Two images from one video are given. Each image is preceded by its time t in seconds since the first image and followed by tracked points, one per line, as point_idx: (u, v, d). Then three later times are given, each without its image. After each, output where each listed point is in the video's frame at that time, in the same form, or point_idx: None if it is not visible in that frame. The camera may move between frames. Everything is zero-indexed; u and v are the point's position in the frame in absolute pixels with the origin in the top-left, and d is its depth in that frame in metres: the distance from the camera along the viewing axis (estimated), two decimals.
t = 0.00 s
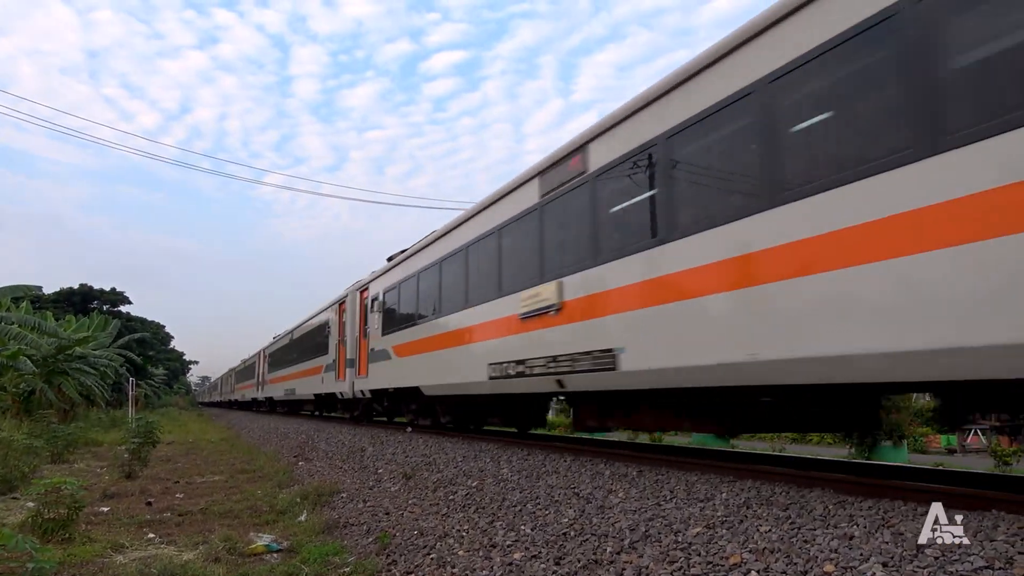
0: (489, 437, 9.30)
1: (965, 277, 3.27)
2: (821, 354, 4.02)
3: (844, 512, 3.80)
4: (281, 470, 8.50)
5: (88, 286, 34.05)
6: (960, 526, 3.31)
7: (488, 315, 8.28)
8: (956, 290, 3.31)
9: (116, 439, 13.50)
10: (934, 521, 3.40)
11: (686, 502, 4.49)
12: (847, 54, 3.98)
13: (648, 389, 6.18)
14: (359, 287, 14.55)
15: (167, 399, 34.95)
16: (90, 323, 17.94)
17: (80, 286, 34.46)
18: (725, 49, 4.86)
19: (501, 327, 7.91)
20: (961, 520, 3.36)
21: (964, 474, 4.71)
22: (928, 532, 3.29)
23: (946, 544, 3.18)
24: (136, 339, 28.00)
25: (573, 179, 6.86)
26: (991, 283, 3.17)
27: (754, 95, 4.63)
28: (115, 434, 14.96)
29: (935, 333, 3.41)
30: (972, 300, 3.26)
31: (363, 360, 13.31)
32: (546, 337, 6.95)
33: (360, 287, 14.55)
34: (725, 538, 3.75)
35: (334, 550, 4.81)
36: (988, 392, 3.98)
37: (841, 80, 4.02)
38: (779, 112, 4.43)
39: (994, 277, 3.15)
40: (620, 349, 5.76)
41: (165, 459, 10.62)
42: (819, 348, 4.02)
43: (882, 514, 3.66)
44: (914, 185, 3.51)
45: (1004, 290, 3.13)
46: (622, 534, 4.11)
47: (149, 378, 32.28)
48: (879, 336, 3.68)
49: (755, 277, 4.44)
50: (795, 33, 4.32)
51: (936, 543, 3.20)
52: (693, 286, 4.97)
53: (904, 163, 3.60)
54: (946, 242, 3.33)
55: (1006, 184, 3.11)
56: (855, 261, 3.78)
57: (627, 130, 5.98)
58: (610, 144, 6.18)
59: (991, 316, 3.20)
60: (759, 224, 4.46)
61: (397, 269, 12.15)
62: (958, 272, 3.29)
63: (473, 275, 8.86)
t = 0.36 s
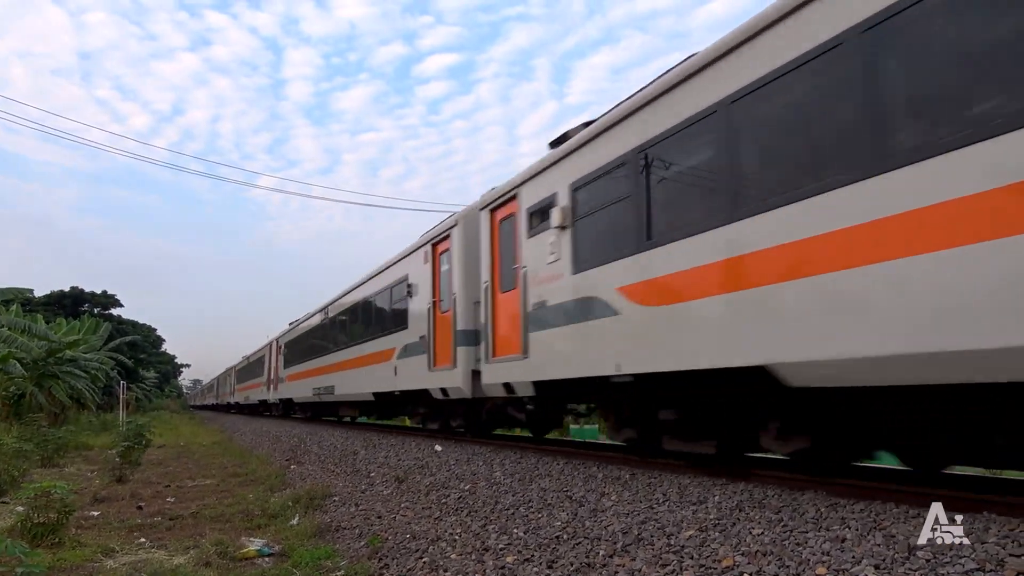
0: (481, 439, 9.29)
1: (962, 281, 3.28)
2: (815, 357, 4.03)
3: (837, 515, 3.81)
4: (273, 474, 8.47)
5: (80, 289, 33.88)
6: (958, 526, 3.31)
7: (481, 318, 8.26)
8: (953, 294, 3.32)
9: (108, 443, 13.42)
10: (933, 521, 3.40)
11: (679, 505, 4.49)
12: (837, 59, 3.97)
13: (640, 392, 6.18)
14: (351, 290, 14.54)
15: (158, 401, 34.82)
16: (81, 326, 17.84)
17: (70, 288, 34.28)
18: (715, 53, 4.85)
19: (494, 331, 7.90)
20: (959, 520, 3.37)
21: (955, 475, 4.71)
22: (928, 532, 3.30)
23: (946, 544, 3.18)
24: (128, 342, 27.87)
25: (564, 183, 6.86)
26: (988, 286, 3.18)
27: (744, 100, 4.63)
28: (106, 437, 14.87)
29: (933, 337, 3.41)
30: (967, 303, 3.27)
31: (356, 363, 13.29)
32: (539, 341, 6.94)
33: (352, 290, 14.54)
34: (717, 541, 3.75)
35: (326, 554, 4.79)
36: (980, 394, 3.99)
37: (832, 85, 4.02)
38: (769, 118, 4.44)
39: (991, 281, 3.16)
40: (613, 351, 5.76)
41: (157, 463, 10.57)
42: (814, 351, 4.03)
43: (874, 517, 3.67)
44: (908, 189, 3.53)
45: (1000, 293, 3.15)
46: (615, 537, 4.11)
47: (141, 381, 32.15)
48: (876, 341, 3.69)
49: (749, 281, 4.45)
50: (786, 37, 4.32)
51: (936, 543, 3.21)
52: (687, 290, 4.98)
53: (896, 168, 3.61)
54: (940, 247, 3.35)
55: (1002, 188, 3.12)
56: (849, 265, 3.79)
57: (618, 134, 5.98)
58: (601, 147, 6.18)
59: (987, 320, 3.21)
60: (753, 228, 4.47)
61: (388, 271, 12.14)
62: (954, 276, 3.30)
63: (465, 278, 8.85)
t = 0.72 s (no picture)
0: (478, 441, 9.29)
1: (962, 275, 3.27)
2: (809, 355, 4.04)
3: (833, 515, 3.81)
4: (270, 476, 8.46)
5: (76, 292, 33.82)
6: (958, 526, 3.31)
7: (479, 319, 8.26)
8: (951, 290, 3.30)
9: (105, 445, 13.39)
10: (934, 521, 3.41)
11: (677, 506, 4.49)
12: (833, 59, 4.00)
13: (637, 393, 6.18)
14: (349, 291, 14.54)
15: (155, 404, 34.76)
16: (78, 328, 17.80)
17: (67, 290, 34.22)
18: (711, 52, 4.87)
19: (492, 331, 7.90)
20: (958, 521, 3.37)
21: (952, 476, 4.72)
22: (928, 532, 3.30)
23: (946, 544, 3.18)
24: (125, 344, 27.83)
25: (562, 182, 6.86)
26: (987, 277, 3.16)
27: (740, 99, 4.63)
28: (103, 440, 14.83)
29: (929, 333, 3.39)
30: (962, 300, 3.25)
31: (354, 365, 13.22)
32: (536, 341, 6.93)
33: (350, 292, 14.54)
34: (714, 542, 3.75)
35: (323, 555, 4.78)
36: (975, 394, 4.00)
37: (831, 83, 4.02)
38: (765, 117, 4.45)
39: (991, 274, 3.14)
40: (611, 351, 5.75)
41: (153, 465, 10.55)
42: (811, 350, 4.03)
43: (870, 517, 3.67)
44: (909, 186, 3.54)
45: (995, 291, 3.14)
46: (612, 538, 4.11)
47: (138, 384, 32.11)
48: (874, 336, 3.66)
49: (747, 280, 4.44)
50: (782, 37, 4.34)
51: (937, 543, 3.21)
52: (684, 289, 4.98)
53: (892, 167, 3.62)
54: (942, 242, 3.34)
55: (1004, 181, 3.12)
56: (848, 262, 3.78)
57: (616, 134, 5.98)
58: (599, 147, 6.18)
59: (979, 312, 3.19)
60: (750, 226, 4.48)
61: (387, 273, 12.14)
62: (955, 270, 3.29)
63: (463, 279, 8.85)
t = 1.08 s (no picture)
0: (476, 441, 9.29)
1: (958, 278, 3.28)
2: (808, 354, 4.05)
3: (831, 515, 3.82)
4: (268, 477, 8.45)
5: (74, 293, 33.76)
6: (958, 526, 3.31)
7: (477, 319, 8.26)
8: (951, 292, 3.31)
9: (102, 447, 13.38)
10: (934, 521, 3.40)
11: (675, 506, 4.50)
12: (831, 57, 4.01)
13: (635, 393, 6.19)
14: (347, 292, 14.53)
15: (153, 405, 34.72)
16: (75, 329, 17.77)
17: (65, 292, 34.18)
18: (709, 52, 4.87)
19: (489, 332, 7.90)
20: (957, 520, 3.36)
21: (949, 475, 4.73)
22: (929, 532, 3.29)
23: (947, 544, 3.18)
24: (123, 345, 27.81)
25: (559, 182, 6.86)
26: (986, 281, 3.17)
27: (738, 99, 4.64)
28: (100, 442, 14.79)
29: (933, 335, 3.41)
30: (964, 302, 3.27)
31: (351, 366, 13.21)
32: (534, 341, 6.94)
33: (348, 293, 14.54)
34: (712, 541, 3.76)
35: (322, 556, 4.78)
36: (972, 392, 4.01)
37: (829, 82, 4.03)
38: (762, 117, 4.46)
39: (990, 278, 3.15)
40: (609, 351, 5.76)
41: (151, 466, 10.54)
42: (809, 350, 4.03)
43: (868, 516, 3.68)
44: (904, 189, 3.52)
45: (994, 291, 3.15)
46: (610, 538, 4.11)
47: (135, 385, 32.07)
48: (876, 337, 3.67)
49: (745, 280, 4.45)
50: (779, 36, 4.35)
51: (937, 543, 3.20)
52: (682, 289, 4.99)
53: (890, 167, 3.63)
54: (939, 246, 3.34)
55: (998, 186, 3.12)
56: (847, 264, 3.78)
57: (613, 133, 5.99)
58: (596, 147, 6.19)
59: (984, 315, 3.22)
60: (747, 226, 4.48)
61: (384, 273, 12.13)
62: (953, 273, 3.29)
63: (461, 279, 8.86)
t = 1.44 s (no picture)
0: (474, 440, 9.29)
1: (956, 277, 3.27)
2: (805, 354, 4.06)
3: (830, 514, 3.82)
4: (266, 476, 8.46)
5: (72, 291, 33.74)
6: (958, 526, 3.30)
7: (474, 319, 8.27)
8: (948, 291, 3.31)
9: (100, 446, 13.36)
10: (933, 521, 3.39)
11: (673, 504, 4.51)
12: (828, 57, 3.99)
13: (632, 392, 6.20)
14: (345, 291, 14.53)
15: (151, 404, 34.70)
16: (74, 328, 17.75)
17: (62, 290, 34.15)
18: (706, 52, 4.87)
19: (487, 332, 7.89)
20: (958, 519, 3.36)
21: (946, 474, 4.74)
22: (928, 532, 3.29)
23: (946, 544, 3.18)
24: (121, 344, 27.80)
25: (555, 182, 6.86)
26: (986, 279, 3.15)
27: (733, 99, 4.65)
28: (98, 441, 14.78)
29: (932, 334, 3.39)
30: (962, 300, 3.25)
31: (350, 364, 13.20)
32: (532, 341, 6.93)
33: (345, 292, 14.54)
34: (710, 540, 3.76)
35: (320, 555, 4.78)
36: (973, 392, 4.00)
37: (826, 81, 4.02)
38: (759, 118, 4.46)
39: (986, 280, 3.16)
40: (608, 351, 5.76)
41: (149, 465, 10.53)
42: (805, 350, 4.04)
43: (865, 515, 3.69)
44: (906, 187, 3.52)
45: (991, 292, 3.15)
46: (608, 536, 4.12)
47: (133, 384, 32.08)
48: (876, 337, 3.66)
49: (743, 279, 4.45)
50: (775, 35, 4.33)
51: (936, 543, 3.20)
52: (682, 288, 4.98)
53: (885, 167, 3.64)
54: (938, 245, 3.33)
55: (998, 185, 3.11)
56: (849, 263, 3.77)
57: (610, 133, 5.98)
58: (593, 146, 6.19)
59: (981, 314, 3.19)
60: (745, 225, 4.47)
61: (381, 272, 12.13)
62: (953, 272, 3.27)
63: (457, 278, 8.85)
